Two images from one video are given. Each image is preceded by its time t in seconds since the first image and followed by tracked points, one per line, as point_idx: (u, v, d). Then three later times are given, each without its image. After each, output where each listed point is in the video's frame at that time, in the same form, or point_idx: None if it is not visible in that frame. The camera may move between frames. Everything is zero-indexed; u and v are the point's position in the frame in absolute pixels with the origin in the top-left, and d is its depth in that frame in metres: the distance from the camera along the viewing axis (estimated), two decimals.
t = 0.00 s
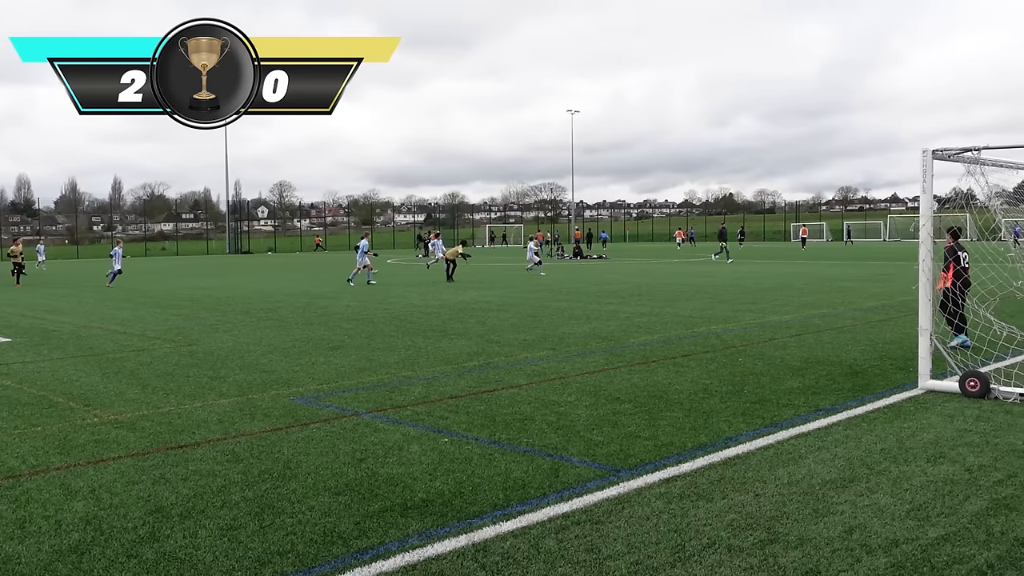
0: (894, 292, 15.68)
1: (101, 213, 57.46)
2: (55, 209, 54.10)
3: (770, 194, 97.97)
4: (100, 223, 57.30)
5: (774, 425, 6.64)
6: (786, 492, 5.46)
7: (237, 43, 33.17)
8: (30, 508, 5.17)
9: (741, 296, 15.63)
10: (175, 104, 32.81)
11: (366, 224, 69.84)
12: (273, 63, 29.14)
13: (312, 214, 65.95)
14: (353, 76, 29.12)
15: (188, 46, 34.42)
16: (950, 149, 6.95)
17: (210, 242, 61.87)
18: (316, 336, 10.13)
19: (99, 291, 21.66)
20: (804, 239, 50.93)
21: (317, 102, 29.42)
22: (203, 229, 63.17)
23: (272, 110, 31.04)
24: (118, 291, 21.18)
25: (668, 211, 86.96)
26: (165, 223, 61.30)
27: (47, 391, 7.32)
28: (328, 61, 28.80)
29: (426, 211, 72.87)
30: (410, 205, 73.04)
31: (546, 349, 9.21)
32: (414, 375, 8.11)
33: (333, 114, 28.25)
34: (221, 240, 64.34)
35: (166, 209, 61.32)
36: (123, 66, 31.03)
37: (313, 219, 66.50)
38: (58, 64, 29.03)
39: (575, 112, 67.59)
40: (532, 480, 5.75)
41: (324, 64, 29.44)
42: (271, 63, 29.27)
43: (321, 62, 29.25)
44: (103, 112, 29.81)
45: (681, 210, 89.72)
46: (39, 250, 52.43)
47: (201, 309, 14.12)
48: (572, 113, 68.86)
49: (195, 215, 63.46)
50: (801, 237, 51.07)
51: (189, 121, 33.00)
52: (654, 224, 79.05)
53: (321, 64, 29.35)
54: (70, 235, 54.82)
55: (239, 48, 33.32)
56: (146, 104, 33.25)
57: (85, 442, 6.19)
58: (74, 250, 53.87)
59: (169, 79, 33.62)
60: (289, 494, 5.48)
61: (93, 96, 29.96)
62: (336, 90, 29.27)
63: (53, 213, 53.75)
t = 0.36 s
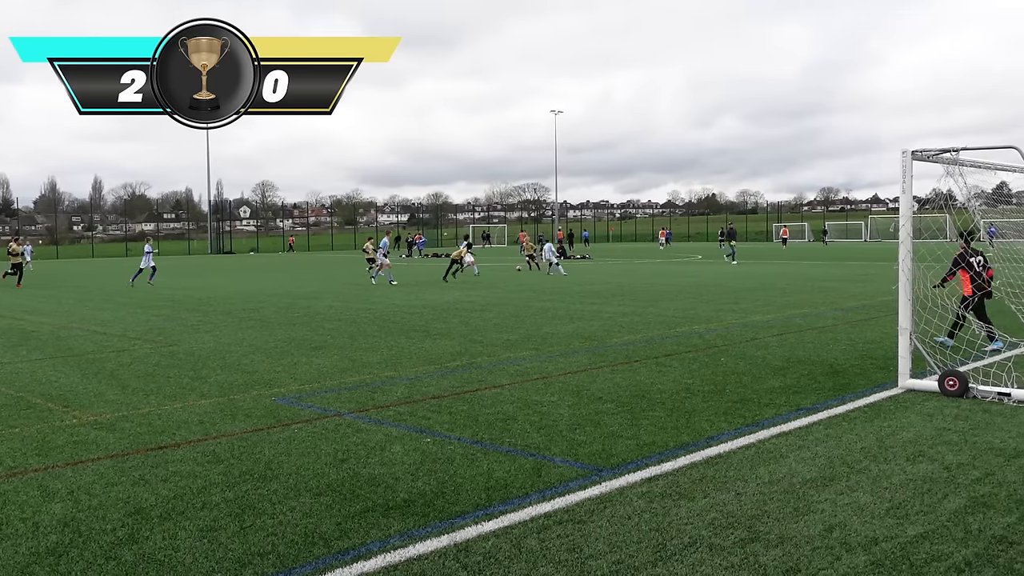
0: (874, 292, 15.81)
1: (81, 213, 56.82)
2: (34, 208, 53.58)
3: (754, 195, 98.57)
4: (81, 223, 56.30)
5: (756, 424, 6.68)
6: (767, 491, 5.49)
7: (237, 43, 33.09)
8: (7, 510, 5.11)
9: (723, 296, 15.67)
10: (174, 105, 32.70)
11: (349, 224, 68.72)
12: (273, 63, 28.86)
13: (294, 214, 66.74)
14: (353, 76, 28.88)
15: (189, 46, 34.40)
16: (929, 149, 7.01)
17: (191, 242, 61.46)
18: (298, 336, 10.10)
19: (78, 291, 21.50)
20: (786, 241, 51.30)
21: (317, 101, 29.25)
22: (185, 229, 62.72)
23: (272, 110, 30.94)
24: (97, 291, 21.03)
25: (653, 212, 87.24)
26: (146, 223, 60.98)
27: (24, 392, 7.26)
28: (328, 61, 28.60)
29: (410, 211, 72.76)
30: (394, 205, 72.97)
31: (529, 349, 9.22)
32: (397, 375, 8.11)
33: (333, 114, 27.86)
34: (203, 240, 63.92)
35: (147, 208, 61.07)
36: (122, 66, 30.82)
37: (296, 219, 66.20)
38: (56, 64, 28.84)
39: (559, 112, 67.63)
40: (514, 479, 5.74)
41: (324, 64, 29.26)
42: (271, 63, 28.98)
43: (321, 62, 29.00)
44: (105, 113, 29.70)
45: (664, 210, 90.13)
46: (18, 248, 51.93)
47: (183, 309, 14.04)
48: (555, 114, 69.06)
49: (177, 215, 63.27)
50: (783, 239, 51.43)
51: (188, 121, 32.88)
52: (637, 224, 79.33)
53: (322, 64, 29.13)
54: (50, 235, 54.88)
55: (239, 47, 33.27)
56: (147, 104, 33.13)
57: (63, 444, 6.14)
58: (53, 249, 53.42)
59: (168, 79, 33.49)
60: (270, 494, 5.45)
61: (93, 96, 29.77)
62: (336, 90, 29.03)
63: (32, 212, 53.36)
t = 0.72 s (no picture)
0: (865, 292, 15.84)
1: (71, 214, 56.65)
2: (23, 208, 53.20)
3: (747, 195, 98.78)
4: (71, 223, 56.17)
5: (747, 423, 6.69)
6: (758, 490, 5.50)
7: (236, 43, 33.04)
8: None
9: (715, 296, 15.66)
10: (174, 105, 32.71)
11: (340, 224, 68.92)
12: (274, 63, 28.83)
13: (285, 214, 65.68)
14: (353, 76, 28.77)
15: (189, 47, 34.38)
16: (919, 149, 7.04)
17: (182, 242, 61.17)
18: (289, 337, 10.08)
19: (67, 291, 21.38)
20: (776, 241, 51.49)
21: (317, 101, 29.17)
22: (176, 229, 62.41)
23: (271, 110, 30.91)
24: (86, 291, 20.91)
25: (646, 213, 87.34)
26: (137, 223, 60.67)
27: (13, 393, 7.22)
28: (327, 61, 28.54)
29: (402, 210, 72.50)
30: (385, 206, 72.77)
31: (520, 349, 9.22)
32: (388, 375, 8.10)
33: (332, 114, 27.65)
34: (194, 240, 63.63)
35: (138, 208, 60.85)
36: (122, 66, 30.75)
37: (287, 219, 66.11)
38: (56, 64, 28.75)
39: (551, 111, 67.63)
40: (506, 479, 5.74)
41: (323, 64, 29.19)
42: (270, 63, 28.91)
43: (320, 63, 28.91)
44: (106, 113, 29.65)
45: (656, 210, 90.33)
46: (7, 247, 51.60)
47: (173, 309, 13.99)
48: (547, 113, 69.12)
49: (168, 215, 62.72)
50: (774, 239, 51.56)
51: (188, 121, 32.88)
52: (629, 225, 79.37)
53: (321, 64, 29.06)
54: (40, 236, 54.65)
55: (238, 47, 33.25)
56: (146, 104, 33.08)
57: (53, 445, 6.12)
58: (43, 250, 53.10)
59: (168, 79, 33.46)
60: (261, 495, 5.44)
61: (94, 96, 29.70)
62: (336, 90, 28.94)
63: (22, 212, 53.00)
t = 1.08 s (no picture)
0: (860, 292, 15.91)
1: (67, 213, 56.95)
2: (18, 207, 53.05)
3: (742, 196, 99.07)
4: (66, 223, 56.58)
5: (744, 423, 6.70)
6: (754, 489, 5.50)
7: (236, 43, 32.96)
8: None
9: (711, 296, 15.76)
10: (173, 106, 32.63)
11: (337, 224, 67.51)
12: (274, 63, 28.79)
13: (282, 214, 66.84)
14: (353, 75, 28.69)
15: (190, 46, 34.43)
16: (916, 150, 7.05)
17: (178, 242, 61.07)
18: (285, 337, 10.07)
19: (62, 291, 21.33)
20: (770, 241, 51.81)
21: (317, 102, 29.13)
22: (172, 229, 62.27)
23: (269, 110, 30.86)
24: (81, 291, 20.87)
25: (641, 215, 87.49)
26: (133, 223, 60.55)
27: (8, 393, 7.21)
28: (327, 61, 28.50)
29: (398, 211, 72.44)
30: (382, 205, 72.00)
31: (516, 349, 9.22)
32: (384, 375, 8.10)
33: (333, 115, 27.57)
34: (190, 240, 63.48)
35: (134, 209, 60.77)
36: (122, 66, 30.69)
37: (283, 219, 66.30)
38: (56, 63, 28.71)
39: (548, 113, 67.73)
40: (502, 479, 5.74)
41: (323, 64, 29.16)
42: (270, 63, 28.85)
43: (320, 63, 28.87)
44: (105, 113, 29.59)
45: (652, 211, 90.51)
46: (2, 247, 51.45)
47: (170, 309, 13.97)
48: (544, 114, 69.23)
49: (163, 215, 62.51)
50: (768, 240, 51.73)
51: (187, 122, 32.87)
52: (626, 226, 79.46)
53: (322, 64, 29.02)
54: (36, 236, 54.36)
55: (238, 47, 33.23)
56: (145, 104, 33.05)
57: (49, 444, 6.10)
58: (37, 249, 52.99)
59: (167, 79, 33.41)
60: (257, 495, 5.43)
61: (94, 96, 29.67)
62: (336, 91, 28.91)
63: (17, 211, 52.86)
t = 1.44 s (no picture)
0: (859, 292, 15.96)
1: (65, 214, 56.85)
2: (16, 207, 52.99)
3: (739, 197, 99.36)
4: (65, 223, 56.68)
5: (744, 424, 6.71)
6: (756, 490, 5.50)
7: (236, 43, 32.95)
8: None
9: (710, 296, 15.83)
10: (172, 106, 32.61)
11: (335, 224, 67.36)
12: (274, 63, 28.78)
13: (280, 215, 67.61)
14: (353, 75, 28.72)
15: (190, 46, 34.46)
16: (916, 150, 7.08)
17: (176, 242, 60.98)
18: (285, 337, 10.06)
19: (61, 291, 21.29)
20: (769, 240, 52.03)
21: (317, 102, 29.12)
22: (170, 229, 62.15)
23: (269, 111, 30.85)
24: (81, 291, 20.85)
25: (639, 215, 87.62)
26: (131, 223, 60.49)
27: (8, 393, 7.19)
28: (327, 61, 28.50)
29: (397, 211, 72.42)
30: (381, 206, 71.40)
31: (516, 350, 9.22)
32: (385, 375, 8.10)
33: (333, 115, 27.61)
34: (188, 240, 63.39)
35: (133, 209, 60.72)
36: (122, 66, 30.65)
37: (282, 219, 66.34)
38: (55, 63, 28.68)
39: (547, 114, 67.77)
40: (503, 479, 5.73)
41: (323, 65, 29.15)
42: (270, 64, 28.84)
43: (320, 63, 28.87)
44: (105, 113, 29.55)
45: (650, 212, 90.68)
46: None
47: (171, 309, 13.95)
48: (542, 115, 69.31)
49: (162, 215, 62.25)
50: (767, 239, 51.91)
51: (187, 122, 32.86)
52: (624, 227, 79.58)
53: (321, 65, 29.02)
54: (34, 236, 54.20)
55: (238, 48, 33.22)
56: (145, 104, 33.04)
57: (49, 444, 6.08)
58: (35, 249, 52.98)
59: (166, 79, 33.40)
60: (257, 495, 5.41)
61: (93, 96, 29.64)
62: (336, 91, 28.91)
63: (15, 211, 52.84)
